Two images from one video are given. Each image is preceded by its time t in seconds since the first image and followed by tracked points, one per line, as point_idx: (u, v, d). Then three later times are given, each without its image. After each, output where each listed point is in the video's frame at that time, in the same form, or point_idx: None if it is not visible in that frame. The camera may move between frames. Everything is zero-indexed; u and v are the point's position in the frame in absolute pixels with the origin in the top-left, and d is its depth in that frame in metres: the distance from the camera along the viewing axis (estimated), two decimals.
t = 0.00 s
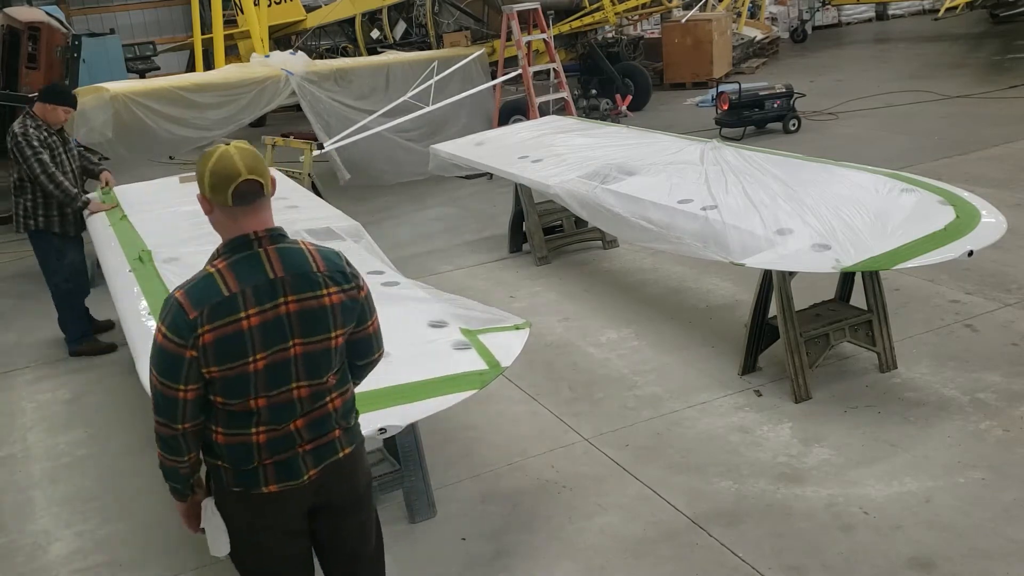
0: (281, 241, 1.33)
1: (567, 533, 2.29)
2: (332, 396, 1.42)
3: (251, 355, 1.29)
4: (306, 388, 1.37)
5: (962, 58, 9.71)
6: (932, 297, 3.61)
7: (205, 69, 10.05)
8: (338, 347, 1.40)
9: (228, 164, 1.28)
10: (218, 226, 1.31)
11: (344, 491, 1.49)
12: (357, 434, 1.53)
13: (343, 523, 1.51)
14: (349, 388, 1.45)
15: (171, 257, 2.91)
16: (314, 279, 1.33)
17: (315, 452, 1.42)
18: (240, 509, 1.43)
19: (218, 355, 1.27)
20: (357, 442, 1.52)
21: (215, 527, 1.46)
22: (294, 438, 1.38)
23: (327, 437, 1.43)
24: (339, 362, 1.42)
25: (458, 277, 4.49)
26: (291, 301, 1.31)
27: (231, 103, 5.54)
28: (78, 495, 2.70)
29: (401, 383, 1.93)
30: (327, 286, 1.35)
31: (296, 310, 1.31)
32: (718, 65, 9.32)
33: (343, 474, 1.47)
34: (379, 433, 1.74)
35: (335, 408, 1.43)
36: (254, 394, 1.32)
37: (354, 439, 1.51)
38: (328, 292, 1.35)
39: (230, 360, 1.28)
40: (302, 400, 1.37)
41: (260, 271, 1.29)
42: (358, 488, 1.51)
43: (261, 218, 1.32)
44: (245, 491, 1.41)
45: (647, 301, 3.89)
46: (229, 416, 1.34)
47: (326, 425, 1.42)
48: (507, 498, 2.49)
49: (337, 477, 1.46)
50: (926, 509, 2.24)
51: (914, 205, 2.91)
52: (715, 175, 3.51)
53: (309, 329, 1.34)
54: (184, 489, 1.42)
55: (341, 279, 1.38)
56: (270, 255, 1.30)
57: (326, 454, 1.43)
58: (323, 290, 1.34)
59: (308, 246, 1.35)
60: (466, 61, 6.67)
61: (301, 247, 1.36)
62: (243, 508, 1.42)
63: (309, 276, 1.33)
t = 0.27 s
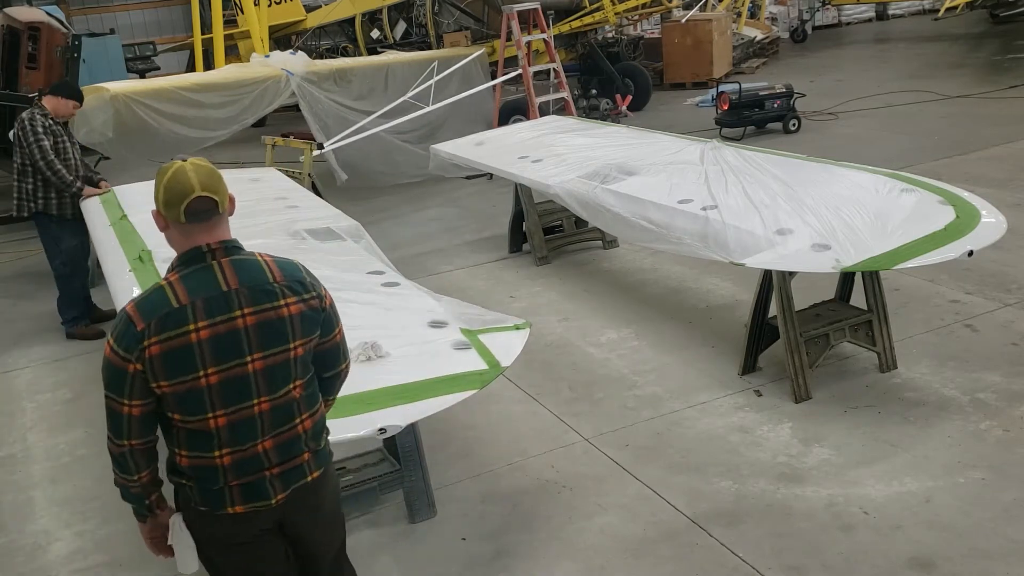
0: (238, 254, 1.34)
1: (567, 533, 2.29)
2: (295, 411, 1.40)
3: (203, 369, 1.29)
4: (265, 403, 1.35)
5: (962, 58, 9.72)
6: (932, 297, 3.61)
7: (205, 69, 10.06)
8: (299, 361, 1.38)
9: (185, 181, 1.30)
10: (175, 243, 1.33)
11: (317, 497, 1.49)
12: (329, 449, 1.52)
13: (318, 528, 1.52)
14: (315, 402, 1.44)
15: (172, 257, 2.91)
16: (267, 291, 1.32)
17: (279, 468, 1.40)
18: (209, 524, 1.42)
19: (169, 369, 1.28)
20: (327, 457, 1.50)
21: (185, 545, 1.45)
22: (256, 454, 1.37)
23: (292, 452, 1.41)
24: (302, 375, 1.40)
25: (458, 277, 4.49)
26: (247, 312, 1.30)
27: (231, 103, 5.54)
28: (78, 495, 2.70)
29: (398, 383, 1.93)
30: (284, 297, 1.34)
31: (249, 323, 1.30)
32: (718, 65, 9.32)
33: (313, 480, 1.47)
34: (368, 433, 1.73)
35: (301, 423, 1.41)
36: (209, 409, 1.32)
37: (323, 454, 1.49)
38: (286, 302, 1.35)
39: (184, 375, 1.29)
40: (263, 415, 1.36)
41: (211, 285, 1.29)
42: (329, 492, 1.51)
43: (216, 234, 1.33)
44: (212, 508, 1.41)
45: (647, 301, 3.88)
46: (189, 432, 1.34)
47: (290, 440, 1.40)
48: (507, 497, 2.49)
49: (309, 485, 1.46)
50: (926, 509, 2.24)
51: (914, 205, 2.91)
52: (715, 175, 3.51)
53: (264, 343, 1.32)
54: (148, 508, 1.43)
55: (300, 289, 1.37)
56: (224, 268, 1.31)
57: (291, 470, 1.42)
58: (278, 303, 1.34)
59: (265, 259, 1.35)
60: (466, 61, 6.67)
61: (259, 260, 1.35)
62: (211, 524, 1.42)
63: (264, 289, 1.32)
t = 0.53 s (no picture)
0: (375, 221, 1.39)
1: (567, 533, 2.29)
2: (378, 381, 1.41)
3: (310, 319, 1.33)
4: (360, 366, 1.38)
5: (962, 58, 9.71)
6: (932, 297, 3.61)
7: (206, 69, 10.06)
8: (400, 333, 1.40)
9: (346, 139, 1.40)
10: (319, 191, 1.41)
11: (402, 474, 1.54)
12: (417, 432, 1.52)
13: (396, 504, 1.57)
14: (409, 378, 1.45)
15: (172, 257, 2.90)
16: (376, 256, 1.35)
17: (358, 434, 1.42)
18: (300, 485, 1.46)
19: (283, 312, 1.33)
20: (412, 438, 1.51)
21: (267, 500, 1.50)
22: (336, 412, 1.40)
23: (373, 423, 1.43)
24: (386, 348, 1.40)
25: (458, 277, 4.49)
26: (344, 275, 1.33)
27: (230, 103, 5.55)
28: (78, 495, 2.70)
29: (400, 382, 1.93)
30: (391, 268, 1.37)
31: (356, 284, 1.34)
32: (718, 65, 9.32)
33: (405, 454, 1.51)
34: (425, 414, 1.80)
35: (380, 396, 1.42)
36: (306, 357, 1.37)
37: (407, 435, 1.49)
38: (381, 273, 1.35)
39: (291, 319, 1.34)
40: (354, 379, 1.38)
41: (344, 241, 1.34)
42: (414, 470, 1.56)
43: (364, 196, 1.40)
44: (293, 454, 1.46)
45: (647, 301, 3.89)
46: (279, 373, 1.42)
47: (371, 409, 1.42)
48: (508, 497, 2.49)
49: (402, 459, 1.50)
50: (926, 509, 2.24)
51: (914, 205, 2.91)
52: (715, 175, 3.51)
53: (372, 305, 1.36)
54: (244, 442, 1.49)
55: (417, 264, 1.40)
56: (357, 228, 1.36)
57: (368, 440, 1.43)
58: (395, 271, 1.37)
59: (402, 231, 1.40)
60: (466, 61, 6.67)
61: (393, 230, 1.40)
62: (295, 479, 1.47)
63: (389, 256, 1.36)
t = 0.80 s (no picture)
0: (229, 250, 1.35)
1: (567, 533, 2.29)
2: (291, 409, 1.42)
3: (173, 367, 1.29)
4: (229, 410, 1.34)
5: (962, 58, 9.71)
6: (932, 297, 3.61)
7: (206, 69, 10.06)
8: (272, 368, 1.37)
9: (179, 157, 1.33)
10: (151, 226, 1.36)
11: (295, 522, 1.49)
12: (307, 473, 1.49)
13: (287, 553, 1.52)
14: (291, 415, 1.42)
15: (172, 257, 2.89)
16: (229, 288, 1.31)
17: (240, 477, 1.38)
18: (204, 536, 1.42)
19: (137, 358, 1.28)
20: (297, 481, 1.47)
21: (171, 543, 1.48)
22: (210, 456, 1.36)
23: (288, 452, 1.43)
24: (294, 372, 1.41)
25: (458, 277, 4.49)
26: (200, 314, 1.29)
27: (230, 103, 5.55)
28: (78, 495, 2.70)
29: (398, 383, 1.93)
30: (243, 297, 1.32)
31: (213, 321, 1.30)
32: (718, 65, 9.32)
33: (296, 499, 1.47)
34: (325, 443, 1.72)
35: (259, 440, 1.38)
36: (219, 400, 1.33)
37: (292, 479, 1.45)
38: (282, 295, 1.37)
39: (148, 368, 1.29)
40: (223, 423, 1.35)
41: (197, 274, 1.30)
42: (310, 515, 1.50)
43: (195, 224, 1.33)
44: (204, 509, 1.40)
45: (647, 301, 3.88)
46: (182, 429, 1.34)
47: (251, 452, 1.38)
48: (507, 497, 2.49)
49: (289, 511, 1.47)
50: (926, 509, 2.24)
51: (913, 205, 2.91)
52: (715, 175, 3.51)
53: (239, 339, 1.32)
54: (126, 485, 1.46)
55: (283, 288, 1.37)
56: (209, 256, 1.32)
57: (252, 485, 1.40)
58: (253, 300, 1.33)
59: (259, 254, 1.35)
60: (466, 61, 6.67)
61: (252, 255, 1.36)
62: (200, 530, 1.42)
63: (250, 285, 1.33)
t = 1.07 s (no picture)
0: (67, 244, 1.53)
1: (567, 533, 2.29)
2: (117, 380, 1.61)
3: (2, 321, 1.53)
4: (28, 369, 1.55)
5: (962, 58, 9.71)
6: (932, 297, 3.61)
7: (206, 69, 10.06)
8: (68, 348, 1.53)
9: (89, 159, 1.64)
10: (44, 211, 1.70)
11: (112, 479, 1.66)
12: (115, 440, 1.64)
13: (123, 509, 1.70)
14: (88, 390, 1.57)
15: (172, 257, 2.87)
16: (37, 276, 1.49)
17: (34, 429, 1.60)
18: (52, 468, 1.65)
19: None
20: (98, 447, 1.63)
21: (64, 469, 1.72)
22: (18, 404, 1.60)
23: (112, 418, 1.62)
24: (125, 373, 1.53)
25: (458, 277, 4.49)
26: (9, 286, 1.51)
27: (230, 103, 5.55)
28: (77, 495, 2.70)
29: (399, 383, 1.92)
30: (84, 295, 1.49)
31: (17, 294, 1.50)
32: (718, 65, 9.32)
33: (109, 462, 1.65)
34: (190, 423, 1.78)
35: (56, 402, 1.57)
36: (51, 361, 1.54)
37: (91, 445, 1.62)
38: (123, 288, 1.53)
39: None
40: (30, 380, 1.56)
41: (25, 254, 1.50)
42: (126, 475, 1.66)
43: (39, 203, 1.56)
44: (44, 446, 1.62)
45: (646, 301, 3.88)
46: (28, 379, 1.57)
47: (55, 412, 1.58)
48: (507, 498, 2.49)
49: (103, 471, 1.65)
50: (926, 509, 2.24)
51: (914, 205, 2.91)
52: (715, 175, 3.51)
53: (35, 318, 1.50)
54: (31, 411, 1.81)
55: (87, 291, 1.49)
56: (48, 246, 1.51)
57: (43, 438, 1.60)
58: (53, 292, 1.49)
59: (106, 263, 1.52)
60: (466, 61, 6.67)
61: (80, 258, 1.51)
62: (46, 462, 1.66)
63: (53, 279, 1.49)
